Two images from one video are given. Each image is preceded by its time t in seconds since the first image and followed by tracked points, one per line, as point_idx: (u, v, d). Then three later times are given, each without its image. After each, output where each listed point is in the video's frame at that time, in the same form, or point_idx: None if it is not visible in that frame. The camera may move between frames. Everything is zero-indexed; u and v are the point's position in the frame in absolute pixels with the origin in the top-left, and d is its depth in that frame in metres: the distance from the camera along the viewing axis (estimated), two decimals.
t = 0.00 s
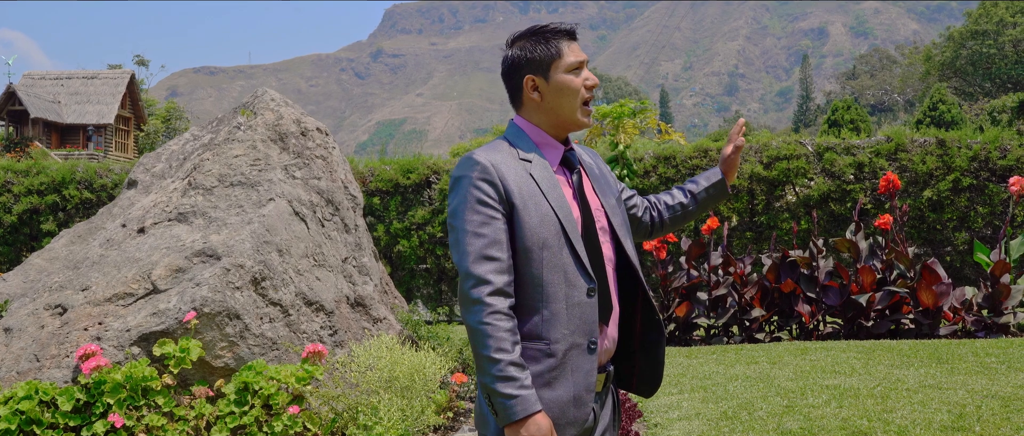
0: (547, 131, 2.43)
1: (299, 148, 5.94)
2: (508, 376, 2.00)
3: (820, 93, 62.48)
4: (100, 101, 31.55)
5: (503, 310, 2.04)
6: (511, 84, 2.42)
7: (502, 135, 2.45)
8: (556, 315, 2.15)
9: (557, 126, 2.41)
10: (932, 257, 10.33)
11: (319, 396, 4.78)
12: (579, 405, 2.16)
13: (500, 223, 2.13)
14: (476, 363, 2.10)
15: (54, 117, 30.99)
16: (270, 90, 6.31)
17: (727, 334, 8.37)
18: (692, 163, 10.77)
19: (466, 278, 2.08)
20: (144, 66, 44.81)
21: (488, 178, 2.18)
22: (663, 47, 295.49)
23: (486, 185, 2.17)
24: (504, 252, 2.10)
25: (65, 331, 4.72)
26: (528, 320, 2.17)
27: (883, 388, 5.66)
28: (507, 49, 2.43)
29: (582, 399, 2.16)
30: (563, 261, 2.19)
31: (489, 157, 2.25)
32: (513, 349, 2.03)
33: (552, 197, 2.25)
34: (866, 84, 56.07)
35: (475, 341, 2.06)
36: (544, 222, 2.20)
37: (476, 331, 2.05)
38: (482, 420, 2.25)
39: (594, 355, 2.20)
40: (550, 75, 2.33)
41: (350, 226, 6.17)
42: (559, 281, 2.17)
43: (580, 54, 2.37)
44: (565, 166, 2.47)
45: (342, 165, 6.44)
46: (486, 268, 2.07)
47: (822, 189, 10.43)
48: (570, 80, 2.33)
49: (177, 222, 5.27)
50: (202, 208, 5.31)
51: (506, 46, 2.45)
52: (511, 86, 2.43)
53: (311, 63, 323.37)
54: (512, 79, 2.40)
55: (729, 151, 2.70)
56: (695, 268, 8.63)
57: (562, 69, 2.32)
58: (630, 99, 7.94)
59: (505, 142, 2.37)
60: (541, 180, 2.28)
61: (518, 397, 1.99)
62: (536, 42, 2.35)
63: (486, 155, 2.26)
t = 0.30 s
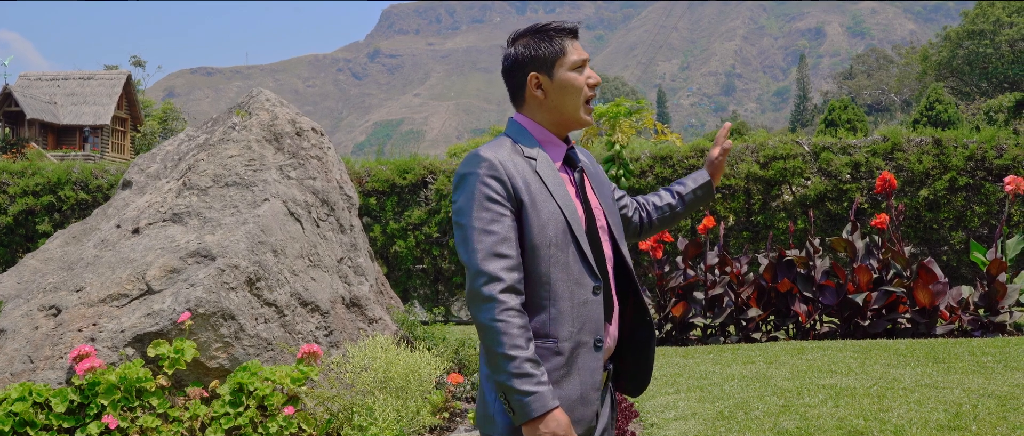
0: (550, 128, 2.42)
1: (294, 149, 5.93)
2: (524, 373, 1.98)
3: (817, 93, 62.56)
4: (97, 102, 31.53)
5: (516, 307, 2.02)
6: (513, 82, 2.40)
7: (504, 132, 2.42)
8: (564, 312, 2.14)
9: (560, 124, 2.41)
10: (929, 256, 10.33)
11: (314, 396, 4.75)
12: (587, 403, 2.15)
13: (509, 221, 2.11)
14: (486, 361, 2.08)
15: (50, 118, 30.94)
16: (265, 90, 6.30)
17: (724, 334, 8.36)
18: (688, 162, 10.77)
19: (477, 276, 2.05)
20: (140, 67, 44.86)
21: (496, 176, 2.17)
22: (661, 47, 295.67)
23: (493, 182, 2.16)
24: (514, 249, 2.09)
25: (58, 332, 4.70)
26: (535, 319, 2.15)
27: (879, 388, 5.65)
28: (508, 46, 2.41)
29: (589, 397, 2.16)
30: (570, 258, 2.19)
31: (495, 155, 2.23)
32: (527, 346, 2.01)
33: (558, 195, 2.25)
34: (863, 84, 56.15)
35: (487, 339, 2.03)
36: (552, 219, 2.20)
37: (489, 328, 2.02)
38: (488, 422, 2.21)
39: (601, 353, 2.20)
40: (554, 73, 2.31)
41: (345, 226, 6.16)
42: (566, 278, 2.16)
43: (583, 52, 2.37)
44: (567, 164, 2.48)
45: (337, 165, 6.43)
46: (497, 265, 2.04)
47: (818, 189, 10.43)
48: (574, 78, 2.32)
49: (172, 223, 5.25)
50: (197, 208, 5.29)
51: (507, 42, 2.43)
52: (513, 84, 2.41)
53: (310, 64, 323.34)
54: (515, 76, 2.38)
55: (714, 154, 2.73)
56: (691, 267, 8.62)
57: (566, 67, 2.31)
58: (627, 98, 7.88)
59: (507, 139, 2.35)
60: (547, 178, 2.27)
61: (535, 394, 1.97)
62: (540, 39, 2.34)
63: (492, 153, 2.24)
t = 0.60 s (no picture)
0: (550, 128, 2.41)
1: (288, 148, 5.91)
2: (541, 372, 1.96)
3: (812, 94, 62.69)
4: (91, 102, 31.45)
5: (530, 306, 1.99)
6: (514, 80, 2.36)
7: (503, 131, 2.39)
8: (572, 312, 2.13)
9: (561, 124, 2.40)
10: (923, 257, 10.36)
11: (309, 396, 4.74)
12: (591, 401, 2.17)
13: (520, 219, 2.08)
14: (498, 361, 2.04)
15: (44, 117, 30.85)
16: (259, 90, 6.29)
17: (718, 334, 8.38)
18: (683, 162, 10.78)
19: (490, 275, 2.00)
20: (135, 66, 44.76)
21: (506, 173, 2.13)
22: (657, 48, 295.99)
23: (503, 180, 2.12)
24: (525, 248, 2.06)
25: (51, 332, 4.69)
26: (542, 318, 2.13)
27: (874, 388, 5.66)
28: (508, 45, 2.37)
29: (593, 395, 2.17)
30: (575, 258, 2.18)
31: (502, 152, 2.19)
32: (542, 346, 1.99)
33: (562, 195, 2.24)
34: (858, 85, 56.28)
35: (500, 338, 1.99)
36: (557, 218, 2.19)
37: (503, 328, 1.98)
38: (489, 422, 2.17)
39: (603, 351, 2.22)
40: (557, 73, 2.30)
41: (340, 226, 6.15)
42: (573, 278, 2.16)
43: (583, 52, 2.37)
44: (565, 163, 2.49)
45: (332, 165, 6.42)
46: (511, 264, 2.01)
47: (813, 189, 10.45)
48: (576, 78, 2.32)
49: (165, 223, 5.24)
50: (191, 208, 5.28)
51: (507, 40, 2.39)
52: (513, 82, 2.37)
53: (306, 65, 322.94)
54: (516, 74, 2.34)
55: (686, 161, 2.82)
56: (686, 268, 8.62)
57: (569, 67, 2.31)
58: (622, 98, 7.85)
59: (510, 137, 2.31)
60: (551, 177, 2.26)
61: (552, 393, 1.96)
62: (543, 38, 2.32)
63: (498, 151, 2.20)
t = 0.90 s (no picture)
0: (548, 127, 2.41)
1: (284, 147, 5.89)
2: (545, 373, 1.95)
3: (808, 95, 62.81)
4: (87, 101, 31.38)
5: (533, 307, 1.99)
6: (511, 80, 2.35)
7: (501, 132, 2.37)
8: (573, 312, 2.13)
9: (558, 123, 2.40)
10: (919, 257, 10.38)
11: (305, 397, 4.74)
12: (592, 401, 2.17)
13: (522, 220, 2.07)
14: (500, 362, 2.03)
15: (40, 117, 30.76)
16: (255, 89, 6.27)
17: (715, 335, 8.38)
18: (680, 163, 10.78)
19: (493, 276, 1.99)
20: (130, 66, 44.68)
21: (507, 174, 2.12)
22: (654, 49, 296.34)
23: (505, 181, 2.11)
24: (527, 249, 2.05)
25: (46, 332, 4.67)
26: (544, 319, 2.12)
27: (870, 388, 5.66)
28: (504, 45, 2.36)
29: (594, 395, 2.17)
30: (576, 258, 2.18)
31: (502, 153, 2.18)
32: (545, 347, 1.98)
33: (561, 196, 2.24)
34: (853, 86, 56.42)
35: (504, 340, 1.99)
36: (558, 219, 2.18)
37: (507, 329, 1.97)
38: (490, 423, 2.16)
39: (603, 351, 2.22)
40: (555, 72, 2.30)
41: (336, 225, 6.14)
42: (574, 279, 2.16)
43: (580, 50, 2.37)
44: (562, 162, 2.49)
45: (328, 165, 6.41)
46: (514, 265, 2.00)
47: (809, 190, 10.47)
48: (574, 77, 2.32)
49: (161, 222, 5.22)
50: (186, 207, 5.26)
51: (503, 40, 2.37)
52: (509, 82, 2.36)
53: (302, 65, 322.66)
54: (513, 74, 2.33)
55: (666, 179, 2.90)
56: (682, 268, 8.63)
57: (566, 65, 2.31)
58: (618, 98, 7.83)
59: (508, 137, 2.30)
60: (550, 177, 2.25)
61: (557, 394, 1.95)
62: (540, 38, 2.31)
63: (498, 151, 2.19)
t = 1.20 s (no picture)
0: (536, 126, 2.40)
1: (279, 147, 5.88)
2: (530, 374, 1.95)
3: (804, 96, 62.92)
4: (82, 102, 31.32)
5: (520, 308, 1.98)
6: (497, 79, 2.35)
7: (489, 131, 2.37)
8: (561, 312, 2.12)
9: (547, 122, 2.39)
10: (914, 257, 10.40)
11: (300, 397, 4.72)
12: (582, 401, 2.16)
13: (508, 221, 2.06)
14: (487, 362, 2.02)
15: (35, 118, 30.69)
16: (249, 89, 6.26)
17: (710, 335, 8.38)
18: (675, 162, 10.79)
19: (478, 277, 1.99)
20: (125, 67, 44.61)
21: (493, 174, 2.11)
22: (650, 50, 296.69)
23: (491, 181, 2.10)
24: (513, 249, 2.04)
25: (39, 333, 4.66)
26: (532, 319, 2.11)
27: (866, 388, 5.66)
28: (491, 44, 2.36)
29: (583, 395, 2.16)
30: (564, 258, 2.17)
31: (489, 152, 2.17)
32: (531, 347, 1.97)
33: (550, 195, 2.23)
34: (850, 87, 56.54)
35: (489, 341, 1.98)
36: (546, 218, 2.17)
37: (493, 330, 1.97)
38: (479, 424, 2.16)
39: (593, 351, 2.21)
40: (541, 70, 2.29)
41: (330, 225, 6.13)
42: (562, 278, 2.15)
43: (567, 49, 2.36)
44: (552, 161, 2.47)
45: (322, 165, 6.40)
46: (500, 265, 1.99)
47: (804, 189, 10.48)
48: (561, 75, 2.30)
49: (155, 222, 5.21)
50: (180, 207, 5.24)
51: (490, 40, 2.38)
52: (497, 81, 2.36)
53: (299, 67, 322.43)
54: (500, 74, 2.33)
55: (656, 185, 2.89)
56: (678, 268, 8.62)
57: (552, 64, 2.30)
58: (613, 98, 7.84)
59: (496, 136, 2.29)
60: (538, 176, 2.24)
61: (543, 395, 1.94)
62: (526, 36, 2.30)
63: (485, 151, 2.18)
